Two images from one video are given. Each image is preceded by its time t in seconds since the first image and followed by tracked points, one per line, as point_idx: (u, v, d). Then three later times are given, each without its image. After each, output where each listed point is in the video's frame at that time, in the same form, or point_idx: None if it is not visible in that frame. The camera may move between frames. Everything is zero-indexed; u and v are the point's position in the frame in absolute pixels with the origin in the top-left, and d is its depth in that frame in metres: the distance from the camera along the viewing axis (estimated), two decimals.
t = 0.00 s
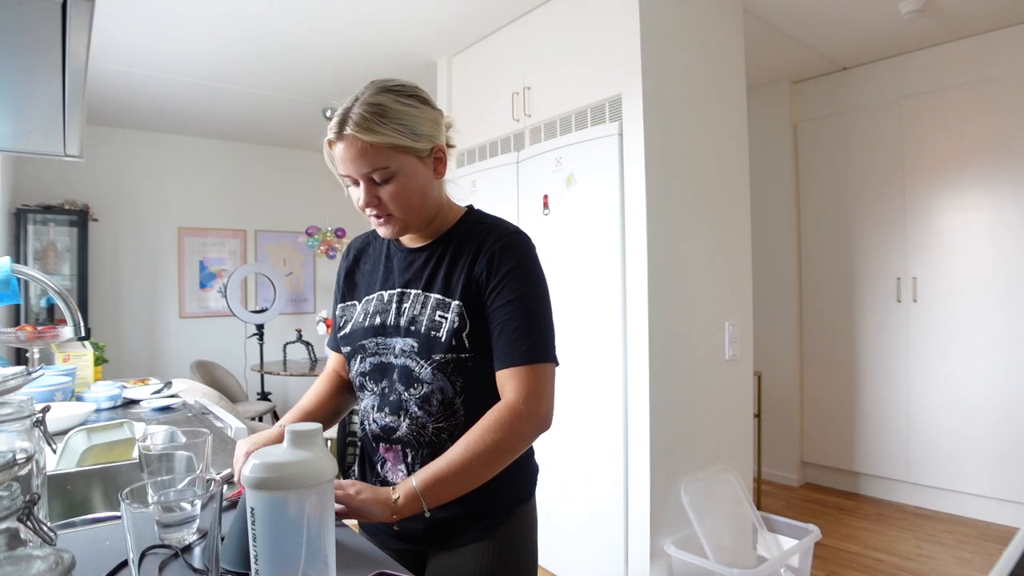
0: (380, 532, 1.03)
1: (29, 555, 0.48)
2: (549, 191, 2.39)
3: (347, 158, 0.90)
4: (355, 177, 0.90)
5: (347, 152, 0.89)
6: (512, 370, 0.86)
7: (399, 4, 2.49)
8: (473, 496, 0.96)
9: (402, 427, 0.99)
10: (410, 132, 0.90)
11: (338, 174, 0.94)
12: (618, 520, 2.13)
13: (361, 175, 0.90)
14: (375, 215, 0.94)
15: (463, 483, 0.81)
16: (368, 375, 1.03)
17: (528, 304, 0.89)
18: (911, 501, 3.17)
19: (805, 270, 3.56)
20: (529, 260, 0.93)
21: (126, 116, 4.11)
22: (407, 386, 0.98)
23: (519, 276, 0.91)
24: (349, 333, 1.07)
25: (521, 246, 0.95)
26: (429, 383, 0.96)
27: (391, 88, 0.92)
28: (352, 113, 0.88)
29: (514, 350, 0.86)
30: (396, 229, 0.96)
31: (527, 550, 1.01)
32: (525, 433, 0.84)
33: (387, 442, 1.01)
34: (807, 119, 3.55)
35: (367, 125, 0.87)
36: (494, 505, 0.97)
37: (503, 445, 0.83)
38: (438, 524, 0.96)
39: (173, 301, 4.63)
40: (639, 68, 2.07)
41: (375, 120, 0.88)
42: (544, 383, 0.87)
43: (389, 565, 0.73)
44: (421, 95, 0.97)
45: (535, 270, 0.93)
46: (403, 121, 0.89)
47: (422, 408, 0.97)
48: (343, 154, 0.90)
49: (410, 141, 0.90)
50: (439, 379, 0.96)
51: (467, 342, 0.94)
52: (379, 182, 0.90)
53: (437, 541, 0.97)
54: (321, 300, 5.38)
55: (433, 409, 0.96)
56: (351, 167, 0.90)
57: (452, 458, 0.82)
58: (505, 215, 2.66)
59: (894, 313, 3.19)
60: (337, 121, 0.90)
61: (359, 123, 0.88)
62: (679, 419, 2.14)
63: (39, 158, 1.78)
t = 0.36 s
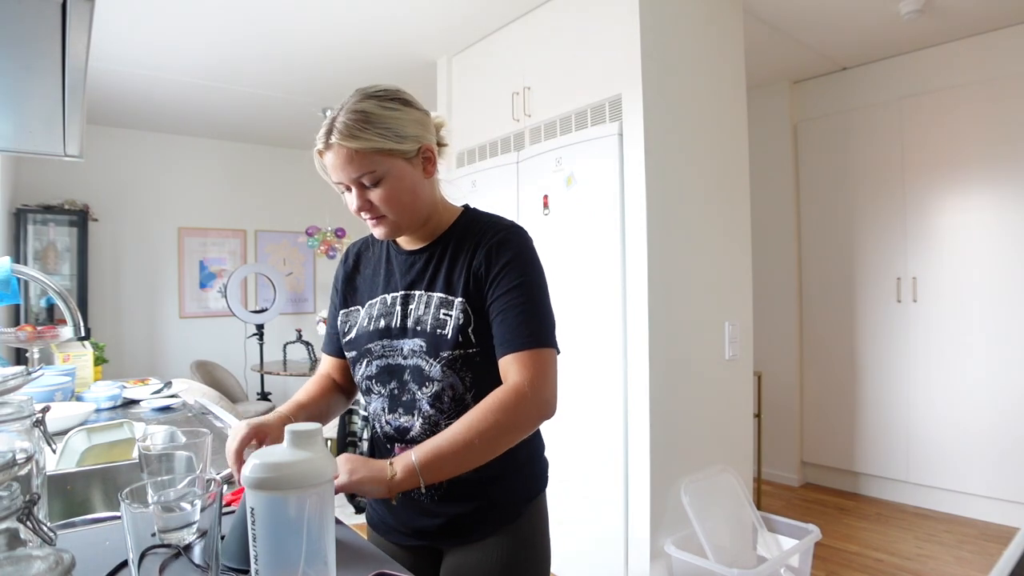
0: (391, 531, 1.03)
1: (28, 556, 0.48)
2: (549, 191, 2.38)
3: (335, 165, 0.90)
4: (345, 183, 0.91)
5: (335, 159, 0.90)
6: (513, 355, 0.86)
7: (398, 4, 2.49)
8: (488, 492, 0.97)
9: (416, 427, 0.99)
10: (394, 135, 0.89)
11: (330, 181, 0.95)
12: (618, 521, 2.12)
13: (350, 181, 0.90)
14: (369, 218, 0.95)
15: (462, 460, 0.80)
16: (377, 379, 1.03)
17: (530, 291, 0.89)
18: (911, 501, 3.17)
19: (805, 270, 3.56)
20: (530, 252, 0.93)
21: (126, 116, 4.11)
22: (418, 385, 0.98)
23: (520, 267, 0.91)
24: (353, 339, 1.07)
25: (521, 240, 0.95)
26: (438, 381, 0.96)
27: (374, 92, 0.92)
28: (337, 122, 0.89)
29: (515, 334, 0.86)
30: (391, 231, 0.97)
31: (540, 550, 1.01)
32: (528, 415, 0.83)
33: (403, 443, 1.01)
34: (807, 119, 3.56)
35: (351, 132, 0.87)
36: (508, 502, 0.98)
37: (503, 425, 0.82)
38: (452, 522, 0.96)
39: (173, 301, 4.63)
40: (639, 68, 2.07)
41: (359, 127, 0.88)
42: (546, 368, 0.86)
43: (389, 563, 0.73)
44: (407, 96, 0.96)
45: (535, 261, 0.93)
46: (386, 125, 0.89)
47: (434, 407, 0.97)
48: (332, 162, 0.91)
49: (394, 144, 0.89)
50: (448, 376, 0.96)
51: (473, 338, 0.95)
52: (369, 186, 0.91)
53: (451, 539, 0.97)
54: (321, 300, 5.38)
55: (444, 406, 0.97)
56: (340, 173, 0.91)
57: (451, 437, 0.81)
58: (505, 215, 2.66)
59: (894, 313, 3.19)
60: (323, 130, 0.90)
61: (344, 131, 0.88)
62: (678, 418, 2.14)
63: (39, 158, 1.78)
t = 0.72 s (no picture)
0: (412, 529, 1.03)
1: (28, 556, 0.48)
2: (549, 191, 2.38)
3: (362, 150, 0.93)
4: (370, 168, 0.93)
5: (362, 144, 0.92)
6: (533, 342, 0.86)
7: (398, 4, 2.48)
8: (512, 493, 0.97)
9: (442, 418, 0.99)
10: (418, 122, 0.90)
11: (357, 168, 0.97)
12: (618, 521, 2.12)
13: (375, 166, 0.92)
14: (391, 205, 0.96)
15: (480, 429, 0.79)
16: (400, 374, 1.03)
17: (547, 282, 0.89)
18: (912, 501, 3.17)
19: (805, 270, 3.56)
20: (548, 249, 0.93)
21: (126, 116, 4.11)
22: (441, 377, 0.99)
23: (539, 262, 0.91)
24: (377, 336, 1.07)
25: (539, 233, 0.96)
26: (461, 371, 0.97)
27: (404, 86, 0.94)
28: (367, 107, 0.91)
29: (534, 325, 0.86)
30: (412, 220, 0.97)
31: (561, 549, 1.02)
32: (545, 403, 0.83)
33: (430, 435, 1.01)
34: (807, 119, 3.56)
35: (378, 115, 0.89)
36: (533, 502, 0.98)
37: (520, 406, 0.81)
38: (477, 523, 0.97)
39: (173, 301, 4.63)
40: (639, 68, 2.07)
41: (385, 112, 0.90)
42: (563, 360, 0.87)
43: (389, 564, 0.73)
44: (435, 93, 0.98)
45: (550, 253, 0.93)
46: (411, 112, 0.90)
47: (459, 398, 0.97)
48: (360, 147, 0.93)
49: (417, 130, 0.90)
50: (469, 366, 0.96)
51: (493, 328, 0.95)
52: (391, 171, 0.92)
53: (475, 540, 0.97)
54: (321, 299, 5.37)
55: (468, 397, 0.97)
56: (366, 158, 0.93)
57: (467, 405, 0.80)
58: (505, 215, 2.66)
59: (894, 313, 3.19)
60: (355, 117, 0.94)
61: (371, 115, 0.90)
62: (679, 418, 2.14)
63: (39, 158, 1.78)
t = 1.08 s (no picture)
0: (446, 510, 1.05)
1: (28, 556, 0.48)
2: (549, 191, 2.38)
3: (386, 163, 1.01)
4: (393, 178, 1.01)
5: (385, 157, 1.00)
6: (605, 349, 0.91)
7: (397, 4, 2.48)
8: (546, 482, 0.98)
9: (475, 416, 1.00)
10: (424, 135, 0.95)
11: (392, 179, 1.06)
12: (617, 521, 2.12)
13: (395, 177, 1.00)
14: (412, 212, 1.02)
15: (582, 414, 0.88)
16: (436, 372, 1.04)
17: (596, 296, 0.93)
18: (912, 501, 3.17)
19: (805, 270, 3.56)
20: (591, 255, 0.96)
21: (125, 116, 4.11)
22: (474, 377, 0.99)
23: (584, 267, 0.94)
24: (418, 335, 1.09)
25: (580, 239, 0.97)
26: (495, 372, 0.97)
27: (424, 101, 0.99)
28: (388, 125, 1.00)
29: (598, 337, 0.91)
30: (430, 225, 1.02)
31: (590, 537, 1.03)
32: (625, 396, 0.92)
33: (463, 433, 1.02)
34: (807, 119, 3.56)
35: (392, 132, 0.97)
36: (566, 491, 0.99)
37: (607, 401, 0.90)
38: (511, 509, 0.98)
39: (172, 301, 4.63)
40: (639, 68, 2.07)
41: (399, 127, 0.97)
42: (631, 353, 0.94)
43: (390, 564, 0.73)
44: (457, 102, 1.00)
45: (594, 264, 0.95)
46: (417, 126, 0.95)
47: (491, 399, 0.98)
48: (385, 160, 1.02)
49: (420, 143, 0.95)
50: (503, 367, 0.97)
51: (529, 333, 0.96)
52: (406, 182, 0.98)
53: (507, 525, 0.99)
54: (322, 299, 5.37)
55: (501, 399, 0.97)
56: (389, 170, 1.01)
57: (564, 401, 0.87)
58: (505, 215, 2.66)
59: (895, 313, 3.19)
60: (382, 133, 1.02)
61: (389, 131, 0.98)
62: (679, 418, 2.14)
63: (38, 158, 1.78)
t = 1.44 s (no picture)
0: (439, 495, 1.11)
1: (28, 556, 0.48)
2: (549, 191, 2.38)
3: (370, 176, 1.07)
4: (376, 190, 1.06)
5: (369, 170, 1.06)
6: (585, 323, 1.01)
7: (397, 4, 2.49)
8: (532, 462, 1.04)
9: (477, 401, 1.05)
10: (409, 149, 1.02)
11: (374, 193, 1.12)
12: (617, 521, 2.12)
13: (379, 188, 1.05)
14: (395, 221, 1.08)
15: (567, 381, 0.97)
16: (437, 369, 1.09)
17: (575, 276, 1.03)
18: (912, 501, 3.17)
19: (805, 270, 3.56)
20: (567, 247, 1.07)
21: (125, 116, 4.11)
22: (472, 364, 1.05)
23: (563, 258, 1.05)
24: (409, 339, 1.12)
25: (554, 232, 1.07)
26: (492, 356, 1.04)
27: (408, 121, 1.06)
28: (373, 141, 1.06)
29: (581, 314, 1.01)
30: (412, 233, 1.07)
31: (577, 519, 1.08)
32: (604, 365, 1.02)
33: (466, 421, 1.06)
34: (807, 118, 3.56)
35: (378, 147, 1.03)
36: (552, 472, 1.05)
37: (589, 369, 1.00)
38: (499, 490, 1.04)
39: (172, 301, 4.63)
40: (639, 68, 2.07)
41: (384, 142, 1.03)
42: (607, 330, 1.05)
43: (391, 564, 0.73)
44: (438, 124, 1.08)
45: (568, 252, 1.06)
46: (403, 141, 1.02)
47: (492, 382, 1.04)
48: (369, 174, 1.07)
49: (405, 156, 1.01)
50: (499, 351, 1.03)
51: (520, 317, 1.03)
52: (391, 192, 1.04)
53: (497, 506, 1.05)
54: (322, 299, 5.37)
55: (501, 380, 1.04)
56: (373, 182, 1.07)
57: (551, 368, 0.96)
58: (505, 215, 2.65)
59: (895, 313, 3.19)
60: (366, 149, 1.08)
61: (375, 146, 1.04)
62: (679, 418, 2.14)
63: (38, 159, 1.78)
